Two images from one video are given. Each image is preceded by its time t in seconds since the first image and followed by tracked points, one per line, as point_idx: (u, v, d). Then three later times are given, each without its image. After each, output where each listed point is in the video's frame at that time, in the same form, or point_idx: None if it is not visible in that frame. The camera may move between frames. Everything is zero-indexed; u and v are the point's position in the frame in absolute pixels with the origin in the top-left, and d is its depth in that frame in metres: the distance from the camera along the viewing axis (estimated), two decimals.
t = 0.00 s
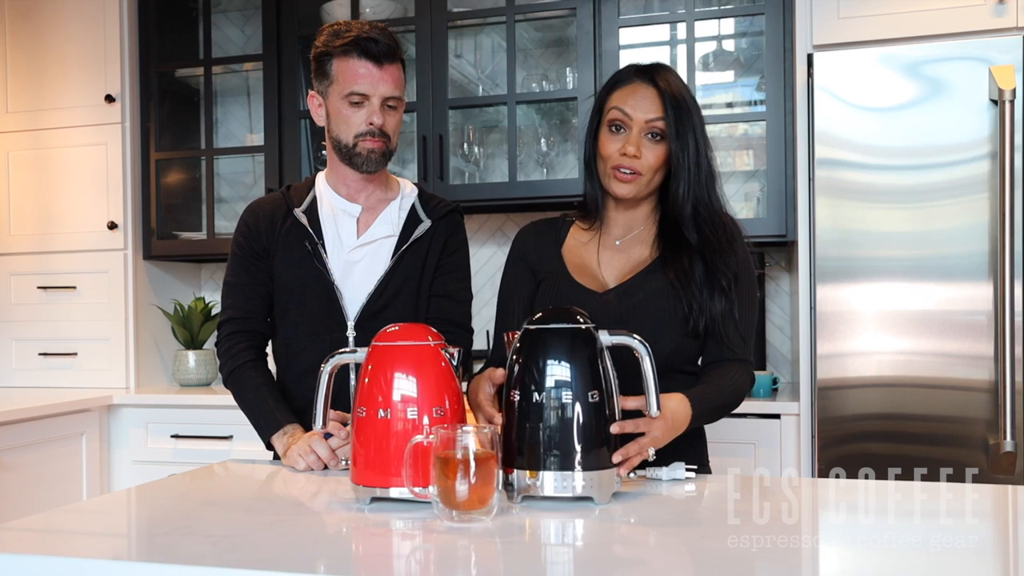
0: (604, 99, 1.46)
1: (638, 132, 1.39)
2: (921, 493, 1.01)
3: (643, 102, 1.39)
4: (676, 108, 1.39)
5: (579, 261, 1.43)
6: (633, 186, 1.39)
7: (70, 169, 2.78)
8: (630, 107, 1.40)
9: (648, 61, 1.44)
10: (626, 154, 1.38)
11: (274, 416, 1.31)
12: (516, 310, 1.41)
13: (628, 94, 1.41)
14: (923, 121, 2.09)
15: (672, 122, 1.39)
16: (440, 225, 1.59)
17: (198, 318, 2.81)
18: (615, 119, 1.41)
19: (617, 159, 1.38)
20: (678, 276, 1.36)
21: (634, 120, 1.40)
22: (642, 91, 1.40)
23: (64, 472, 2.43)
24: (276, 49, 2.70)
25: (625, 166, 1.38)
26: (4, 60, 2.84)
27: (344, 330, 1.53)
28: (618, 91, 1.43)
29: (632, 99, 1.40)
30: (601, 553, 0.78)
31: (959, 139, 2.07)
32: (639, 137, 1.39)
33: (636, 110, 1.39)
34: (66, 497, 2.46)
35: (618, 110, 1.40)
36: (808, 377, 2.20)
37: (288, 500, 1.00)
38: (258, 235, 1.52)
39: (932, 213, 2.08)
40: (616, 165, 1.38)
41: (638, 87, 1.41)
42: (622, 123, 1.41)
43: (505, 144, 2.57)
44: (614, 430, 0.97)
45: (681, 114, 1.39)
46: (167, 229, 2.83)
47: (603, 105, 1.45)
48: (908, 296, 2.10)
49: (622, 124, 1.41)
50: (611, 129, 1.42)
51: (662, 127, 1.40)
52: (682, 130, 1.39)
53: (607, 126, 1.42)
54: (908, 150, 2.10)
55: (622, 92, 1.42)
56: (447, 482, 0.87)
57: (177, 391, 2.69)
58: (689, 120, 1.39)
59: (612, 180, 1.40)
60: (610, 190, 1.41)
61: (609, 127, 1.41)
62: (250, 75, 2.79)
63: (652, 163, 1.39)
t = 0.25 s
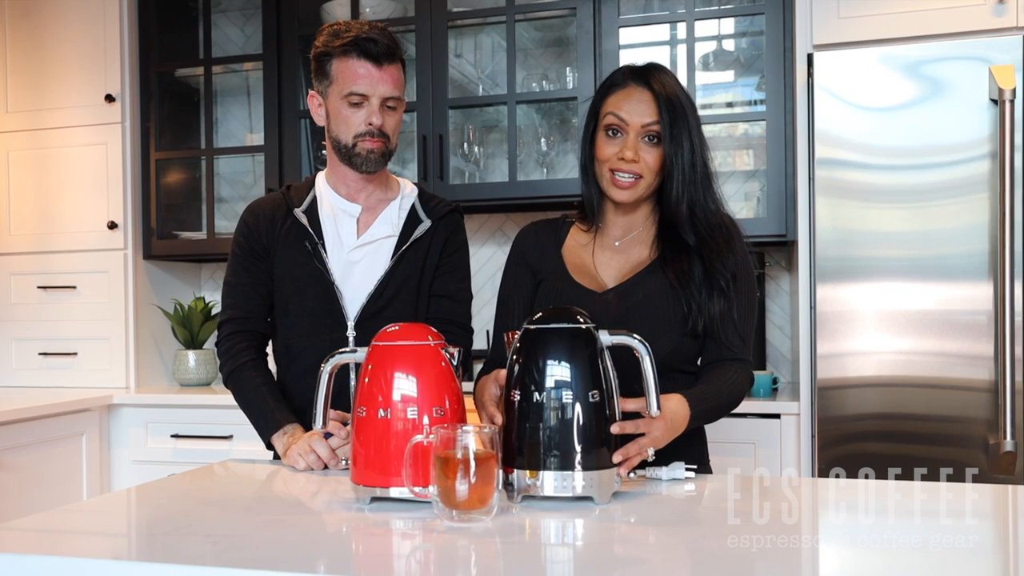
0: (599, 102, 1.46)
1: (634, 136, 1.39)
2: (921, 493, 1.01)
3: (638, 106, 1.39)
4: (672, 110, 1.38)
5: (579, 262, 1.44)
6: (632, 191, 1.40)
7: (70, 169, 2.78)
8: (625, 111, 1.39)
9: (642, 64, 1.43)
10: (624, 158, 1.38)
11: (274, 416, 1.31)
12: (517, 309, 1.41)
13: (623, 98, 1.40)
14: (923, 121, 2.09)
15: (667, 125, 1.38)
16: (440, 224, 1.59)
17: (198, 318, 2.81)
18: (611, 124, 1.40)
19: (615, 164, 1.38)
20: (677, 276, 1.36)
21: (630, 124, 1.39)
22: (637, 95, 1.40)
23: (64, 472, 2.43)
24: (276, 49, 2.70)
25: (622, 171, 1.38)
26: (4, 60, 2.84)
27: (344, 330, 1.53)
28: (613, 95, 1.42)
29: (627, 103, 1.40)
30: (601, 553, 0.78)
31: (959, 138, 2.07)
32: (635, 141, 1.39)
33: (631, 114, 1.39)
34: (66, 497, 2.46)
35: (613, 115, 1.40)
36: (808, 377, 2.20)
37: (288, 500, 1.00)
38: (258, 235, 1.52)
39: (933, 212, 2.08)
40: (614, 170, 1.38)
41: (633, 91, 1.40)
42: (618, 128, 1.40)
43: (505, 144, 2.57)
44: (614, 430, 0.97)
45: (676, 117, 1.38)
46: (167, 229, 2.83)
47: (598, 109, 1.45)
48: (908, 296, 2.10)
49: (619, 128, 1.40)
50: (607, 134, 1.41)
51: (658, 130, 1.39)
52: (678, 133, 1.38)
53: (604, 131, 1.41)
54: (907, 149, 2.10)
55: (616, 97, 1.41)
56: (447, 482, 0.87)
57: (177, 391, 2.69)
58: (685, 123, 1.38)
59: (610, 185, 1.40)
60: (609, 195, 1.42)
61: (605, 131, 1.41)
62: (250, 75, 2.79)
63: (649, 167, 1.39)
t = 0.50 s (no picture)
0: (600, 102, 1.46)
1: (633, 136, 1.39)
2: (921, 493, 1.01)
3: (636, 106, 1.39)
4: (670, 109, 1.38)
5: (580, 261, 1.44)
6: (631, 190, 1.40)
7: (71, 169, 2.78)
8: (624, 111, 1.39)
9: (641, 64, 1.43)
10: (623, 158, 1.38)
11: (274, 416, 1.31)
12: (517, 309, 1.41)
13: (622, 98, 1.40)
14: (923, 121, 2.09)
15: (666, 125, 1.38)
16: (441, 224, 1.59)
17: (198, 317, 2.81)
18: (610, 125, 1.40)
19: (614, 165, 1.39)
20: (678, 275, 1.36)
21: (629, 125, 1.39)
22: (635, 95, 1.40)
23: (64, 472, 2.43)
24: (276, 49, 2.70)
25: (621, 171, 1.39)
26: (4, 60, 2.84)
27: (344, 330, 1.53)
28: (612, 96, 1.43)
29: (626, 104, 1.40)
30: (601, 553, 0.78)
31: (959, 138, 2.07)
32: (634, 141, 1.39)
33: (630, 114, 1.39)
34: (66, 497, 2.46)
35: (612, 116, 1.40)
36: (808, 377, 2.20)
37: (288, 500, 1.00)
38: (258, 235, 1.52)
39: (933, 212, 2.08)
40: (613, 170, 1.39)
41: (631, 91, 1.40)
42: (618, 128, 1.40)
43: (505, 144, 2.57)
44: (614, 430, 0.97)
45: (674, 116, 1.38)
46: (167, 229, 2.83)
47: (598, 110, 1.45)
48: (908, 295, 2.10)
49: (618, 128, 1.41)
50: (607, 134, 1.42)
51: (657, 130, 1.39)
52: (675, 132, 1.38)
53: (604, 131, 1.42)
54: (908, 149, 2.10)
55: (615, 97, 1.42)
56: (447, 482, 0.87)
57: (177, 391, 2.69)
58: (682, 122, 1.38)
59: (611, 185, 1.41)
60: (610, 194, 1.42)
61: (605, 132, 1.42)
62: (250, 75, 2.79)
63: (648, 167, 1.40)
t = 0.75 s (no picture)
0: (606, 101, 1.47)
1: (636, 135, 1.40)
2: (921, 493, 1.01)
3: (640, 104, 1.39)
4: (673, 107, 1.38)
5: (585, 260, 1.44)
6: (634, 187, 1.40)
7: (70, 169, 2.78)
8: (627, 110, 1.40)
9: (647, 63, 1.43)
10: (625, 156, 1.38)
11: (274, 416, 1.31)
12: (522, 305, 1.42)
13: (626, 97, 1.41)
14: (923, 121, 2.09)
15: (669, 123, 1.38)
16: (440, 225, 1.59)
17: (197, 317, 2.81)
18: (613, 123, 1.41)
19: (616, 163, 1.39)
20: (680, 274, 1.36)
21: (632, 123, 1.40)
22: (639, 94, 1.40)
23: (63, 472, 2.43)
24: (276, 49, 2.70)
25: (624, 169, 1.39)
26: (4, 60, 2.84)
27: (343, 330, 1.53)
28: (616, 95, 1.43)
29: (629, 102, 1.40)
30: (601, 553, 0.78)
31: (959, 138, 2.07)
32: (637, 140, 1.40)
33: (633, 112, 1.40)
34: (65, 497, 2.45)
35: (616, 114, 1.41)
36: (807, 377, 2.20)
37: (288, 500, 1.00)
38: (258, 235, 1.52)
39: (932, 212, 2.08)
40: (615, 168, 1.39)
41: (636, 90, 1.41)
42: (622, 126, 1.41)
43: (505, 144, 2.57)
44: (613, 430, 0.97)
45: (677, 114, 1.38)
46: (167, 229, 2.83)
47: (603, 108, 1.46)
48: (907, 295, 2.10)
49: (621, 127, 1.41)
50: (611, 132, 1.42)
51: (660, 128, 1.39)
52: (679, 130, 1.38)
53: (608, 130, 1.43)
54: (907, 149, 2.10)
55: (619, 95, 1.42)
56: (447, 482, 0.87)
57: (177, 391, 2.69)
58: (686, 120, 1.38)
59: (613, 182, 1.41)
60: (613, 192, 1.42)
61: (609, 130, 1.42)
62: (250, 75, 2.78)
63: (652, 166, 1.39)
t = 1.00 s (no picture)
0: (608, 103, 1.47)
1: (636, 136, 1.40)
2: (921, 493, 1.01)
3: (640, 106, 1.40)
4: (673, 108, 1.38)
5: (589, 262, 1.44)
6: (634, 187, 1.40)
7: (70, 169, 2.78)
8: (628, 111, 1.40)
9: (650, 65, 1.43)
10: (625, 157, 1.39)
11: (274, 416, 1.31)
12: (527, 307, 1.42)
13: (626, 98, 1.41)
14: (923, 121, 2.09)
15: (669, 124, 1.38)
16: (440, 225, 1.59)
17: (197, 318, 2.81)
18: (614, 125, 1.42)
19: (617, 164, 1.40)
20: (681, 279, 1.35)
21: (632, 124, 1.40)
22: (640, 95, 1.41)
23: (63, 472, 2.43)
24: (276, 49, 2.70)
25: (624, 169, 1.39)
26: (4, 60, 2.84)
27: (343, 330, 1.53)
28: (617, 97, 1.44)
29: (630, 104, 1.41)
30: (601, 552, 0.78)
31: (959, 138, 2.07)
32: (637, 140, 1.40)
33: (634, 114, 1.40)
34: (65, 498, 2.45)
35: (617, 115, 1.41)
36: (807, 377, 2.20)
37: (288, 500, 1.00)
38: (258, 235, 1.52)
39: (932, 213, 2.08)
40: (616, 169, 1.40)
41: (636, 91, 1.41)
42: (622, 128, 1.42)
43: (505, 144, 2.57)
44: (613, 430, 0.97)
45: (677, 115, 1.38)
46: (167, 229, 2.83)
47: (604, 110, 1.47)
48: (907, 296, 2.10)
49: (622, 128, 1.42)
50: (613, 134, 1.43)
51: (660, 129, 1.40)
52: (679, 131, 1.38)
53: (609, 132, 1.43)
54: (908, 149, 2.10)
55: (620, 97, 1.43)
56: (447, 482, 0.87)
57: (177, 391, 2.69)
58: (686, 121, 1.38)
59: (614, 183, 1.42)
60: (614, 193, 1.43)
61: (610, 132, 1.43)
62: (250, 75, 2.78)
63: (653, 167, 1.40)
